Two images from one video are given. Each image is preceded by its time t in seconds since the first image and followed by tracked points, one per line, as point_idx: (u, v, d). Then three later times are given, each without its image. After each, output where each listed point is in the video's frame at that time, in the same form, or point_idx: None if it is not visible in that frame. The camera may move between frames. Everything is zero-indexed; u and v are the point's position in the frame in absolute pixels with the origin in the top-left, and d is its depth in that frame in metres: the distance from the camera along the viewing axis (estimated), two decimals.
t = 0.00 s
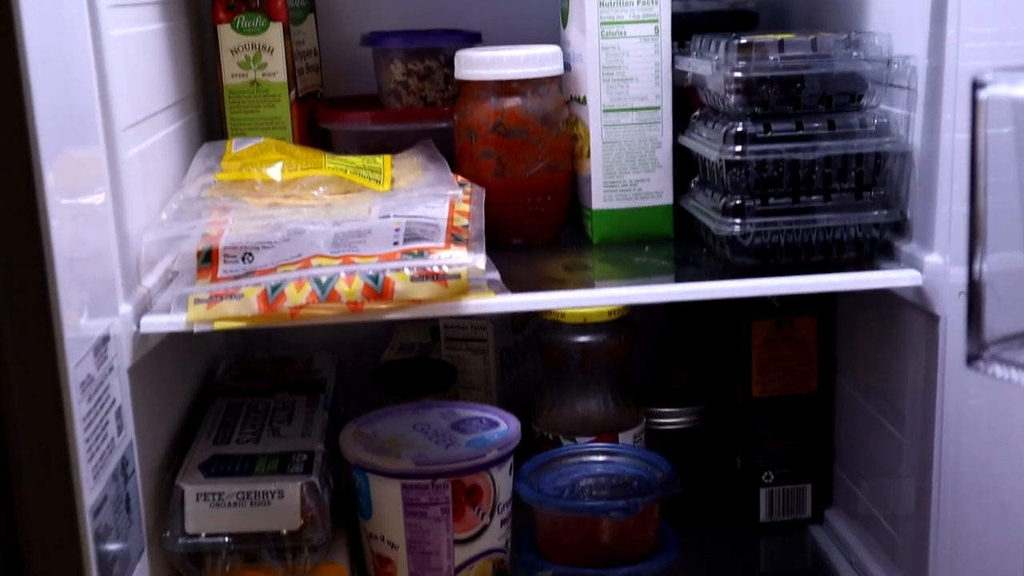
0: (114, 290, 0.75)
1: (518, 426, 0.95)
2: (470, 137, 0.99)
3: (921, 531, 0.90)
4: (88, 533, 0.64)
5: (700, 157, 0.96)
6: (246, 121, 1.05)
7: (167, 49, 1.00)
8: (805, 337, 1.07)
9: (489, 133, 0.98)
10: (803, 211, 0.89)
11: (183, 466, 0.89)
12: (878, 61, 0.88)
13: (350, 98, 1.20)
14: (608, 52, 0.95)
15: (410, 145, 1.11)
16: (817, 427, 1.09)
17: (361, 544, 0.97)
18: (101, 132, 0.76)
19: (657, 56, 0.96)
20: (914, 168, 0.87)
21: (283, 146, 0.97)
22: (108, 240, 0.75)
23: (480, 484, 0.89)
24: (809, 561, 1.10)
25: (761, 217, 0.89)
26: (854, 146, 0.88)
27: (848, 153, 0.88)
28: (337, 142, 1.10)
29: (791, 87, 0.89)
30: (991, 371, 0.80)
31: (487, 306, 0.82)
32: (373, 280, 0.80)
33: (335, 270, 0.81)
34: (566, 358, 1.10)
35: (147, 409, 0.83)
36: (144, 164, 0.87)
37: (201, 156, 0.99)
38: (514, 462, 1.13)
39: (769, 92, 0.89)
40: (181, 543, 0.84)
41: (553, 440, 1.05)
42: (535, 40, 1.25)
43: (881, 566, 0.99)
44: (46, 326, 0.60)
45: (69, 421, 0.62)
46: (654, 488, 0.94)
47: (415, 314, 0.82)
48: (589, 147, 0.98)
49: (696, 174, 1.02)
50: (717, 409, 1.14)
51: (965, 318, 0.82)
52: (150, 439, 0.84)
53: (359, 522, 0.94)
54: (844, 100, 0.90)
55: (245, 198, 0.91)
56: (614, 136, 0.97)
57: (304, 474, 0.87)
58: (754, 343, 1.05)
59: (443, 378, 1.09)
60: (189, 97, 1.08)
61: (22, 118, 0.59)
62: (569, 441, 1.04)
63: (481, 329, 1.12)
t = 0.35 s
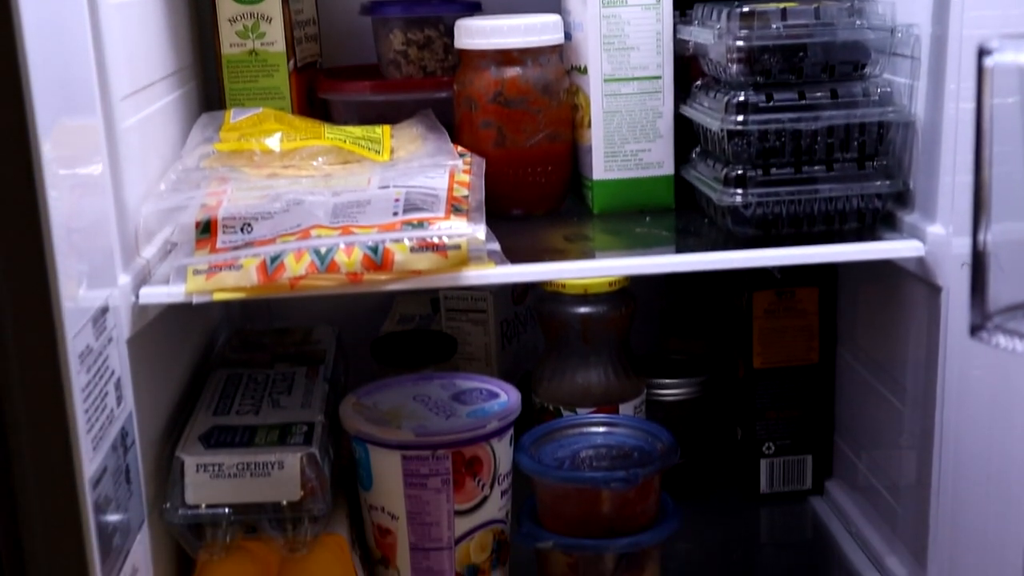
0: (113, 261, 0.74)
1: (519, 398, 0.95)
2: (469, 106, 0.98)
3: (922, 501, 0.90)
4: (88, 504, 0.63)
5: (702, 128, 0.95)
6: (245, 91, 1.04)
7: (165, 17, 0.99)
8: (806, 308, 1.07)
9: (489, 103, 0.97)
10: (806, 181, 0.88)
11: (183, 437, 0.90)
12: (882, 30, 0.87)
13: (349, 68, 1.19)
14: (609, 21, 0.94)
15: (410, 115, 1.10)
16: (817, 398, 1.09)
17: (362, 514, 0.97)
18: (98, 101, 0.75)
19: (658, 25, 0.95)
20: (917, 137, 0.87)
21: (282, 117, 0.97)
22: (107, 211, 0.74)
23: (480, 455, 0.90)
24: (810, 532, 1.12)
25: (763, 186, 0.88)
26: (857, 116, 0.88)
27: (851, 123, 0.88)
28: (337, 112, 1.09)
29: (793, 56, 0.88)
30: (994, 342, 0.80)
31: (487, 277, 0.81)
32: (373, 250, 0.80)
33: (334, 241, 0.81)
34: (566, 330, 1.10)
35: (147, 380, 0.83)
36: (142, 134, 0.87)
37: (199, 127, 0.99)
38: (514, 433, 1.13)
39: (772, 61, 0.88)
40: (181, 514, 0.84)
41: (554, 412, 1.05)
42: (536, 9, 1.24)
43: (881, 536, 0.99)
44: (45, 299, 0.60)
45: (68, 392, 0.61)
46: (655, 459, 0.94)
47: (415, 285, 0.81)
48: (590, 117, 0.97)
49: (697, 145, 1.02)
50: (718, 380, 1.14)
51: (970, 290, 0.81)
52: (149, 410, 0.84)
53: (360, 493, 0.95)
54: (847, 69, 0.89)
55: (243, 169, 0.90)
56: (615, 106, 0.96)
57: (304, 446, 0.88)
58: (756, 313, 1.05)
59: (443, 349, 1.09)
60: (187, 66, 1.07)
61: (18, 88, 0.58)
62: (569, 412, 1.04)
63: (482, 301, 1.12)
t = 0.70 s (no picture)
0: (110, 231, 0.74)
1: (519, 367, 0.95)
2: (470, 75, 0.98)
3: (924, 471, 0.90)
4: (88, 474, 0.63)
5: (704, 96, 0.94)
6: (243, 60, 1.03)
7: None
8: (809, 278, 1.06)
9: (489, 71, 0.96)
10: (807, 149, 0.88)
11: (183, 407, 0.90)
12: None
13: (349, 36, 1.18)
14: None
15: (410, 84, 1.09)
16: (818, 368, 1.09)
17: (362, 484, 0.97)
18: (95, 69, 0.75)
19: None
20: (921, 105, 0.86)
21: (281, 85, 0.96)
22: (104, 180, 0.74)
23: (481, 424, 0.90)
24: (810, 502, 1.08)
25: (766, 155, 0.88)
26: (861, 83, 0.87)
27: (854, 91, 0.87)
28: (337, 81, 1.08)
29: (797, 24, 0.87)
30: (999, 310, 0.76)
31: (487, 247, 0.81)
32: (373, 220, 0.80)
33: (333, 210, 0.80)
34: (567, 300, 1.09)
35: (147, 350, 0.83)
36: (140, 103, 0.86)
37: (198, 95, 0.98)
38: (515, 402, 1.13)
39: (775, 29, 0.87)
40: (182, 484, 0.85)
41: (555, 381, 1.05)
42: None
43: (881, 505, 1.00)
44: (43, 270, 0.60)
45: (66, 361, 0.61)
46: (656, 428, 0.94)
47: (414, 255, 0.81)
48: (591, 85, 0.96)
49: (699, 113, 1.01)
50: (719, 349, 1.14)
51: (972, 259, 0.80)
52: (149, 380, 0.84)
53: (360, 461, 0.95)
54: (851, 36, 0.88)
55: (242, 137, 0.90)
56: (617, 74, 0.95)
57: (304, 416, 0.88)
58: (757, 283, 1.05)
59: (443, 318, 1.09)
60: (185, 34, 1.06)
61: (13, 56, 0.57)
62: (569, 381, 1.04)
63: (482, 271, 1.12)
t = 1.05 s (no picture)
0: (108, 196, 0.73)
1: (520, 333, 0.95)
2: (470, 39, 0.97)
3: (925, 436, 0.90)
4: (88, 438, 0.63)
5: (706, 59, 0.93)
6: (241, 24, 1.02)
7: None
8: (811, 244, 1.06)
9: (490, 35, 0.95)
10: (810, 113, 0.87)
11: (183, 372, 0.90)
12: None
13: None
14: None
15: (409, 47, 1.08)
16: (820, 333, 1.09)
17: (362, 449, 0.97)
18: (91, 32, 0.74)
19: None
20: (926, 69, 0.84)
21: (279, 49, 0.95)
22: (101, 145, 0.73)
23: (481, 390, 0.90)
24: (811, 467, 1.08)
25: (768, 119, 0.87)
26: (864, 46, 0.86)
27: (858, 54, 0.86)
28: (337, 44, 1.07)
29: None
30: (1004, 276, 0.73)
31: (487, 212, 0.80)
32: (373, 184, 0.79)
33: (332, 174, 0.80)
34: (568, 266, 1.09)
35: (146, 317, 0.83)
36: (137, 66, 0.85)
37: (196, 59, 0.97)
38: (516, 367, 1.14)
39: None
40: (182, 450, 0.85)
41: (556, 346, 1.05)
42: None
43: (881, 469, 1.00)
44: (41, 235, 0.59)
45: (64, 327, 0.61)
46: (657, 394, 0.94)
47: (414, 220, 0.80)
48: (593, 49, 0.95)
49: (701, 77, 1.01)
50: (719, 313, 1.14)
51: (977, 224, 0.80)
52: (148, 346, 0.84)
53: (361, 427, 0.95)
54: None
55: (240, 102, 0.89)
56: (618, 38, 0.94)
57: (304, 381, 0.88)
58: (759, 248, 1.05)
59: (444, 284, 1.08)
60: None
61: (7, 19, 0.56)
62: (569, 347, 1.04)
63: (482, 237, 1.12)
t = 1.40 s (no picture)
0: (104, 166, 0.73)
1: (520, 304, 0.94)
2: (469, 7, 0.96)
3: (926, 408, 0.90)
4: (86, 409, 0.63)
5: (707, 28, 0.92)
6: None
7: None
8: (812, 215, 1.05)
9: (489, 3, 0.94)
10: (812, 82, 0.86)
11: (182, 343, 0.90)
12: None
13: None
14: None
15: (408, 16, 1.07)
16: (820, 304, 1.09)
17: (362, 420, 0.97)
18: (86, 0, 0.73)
19: None
20: (929, 36, 0.84)
21: (276, 18, 0.94)
22: (98, 115, 0.73)
23: (481, 361, 0.90)
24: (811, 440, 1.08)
25: (769, 88, 0.87)
26: (867, 15, 0.84)
27: (860, 22, 0.84)
28: (333, 14, 1.05)
29: None
30: (1007, 244, 0.74)
31: (486, 182, 0.80)
32: (371, 153, 0.79)
33: (331, 143, 0.79)
34: (568, 236, 1.08)
35: (144, 288, 0.83)
36: (133, 35, 0.84)
37: (193, 29, 0.96)
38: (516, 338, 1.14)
39: None
40: (181, 422, 0.85)
41: (555, 318, 1.05)
42: None
43: (881, 441, 1.00)
44: (37, 205, 0.59)
45: (61, 297, 0.60)
46: (658, 364, 0.94)
47: (412, 190, 0.80)
48: (593, 18, 0.94)
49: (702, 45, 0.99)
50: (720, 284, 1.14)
51: (979, 192, 0.78)
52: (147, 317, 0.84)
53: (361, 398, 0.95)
54: None
55: (237, 71, 0.88)
56: (617, 6, 0.93)
57: (304, 352, 0.88)
58: (760, 218, 1.05)
59: (443, 255, 1.08)
60: None
61: None
62: (569, 318, 1.04)
63: (482, 207, 1.11)
